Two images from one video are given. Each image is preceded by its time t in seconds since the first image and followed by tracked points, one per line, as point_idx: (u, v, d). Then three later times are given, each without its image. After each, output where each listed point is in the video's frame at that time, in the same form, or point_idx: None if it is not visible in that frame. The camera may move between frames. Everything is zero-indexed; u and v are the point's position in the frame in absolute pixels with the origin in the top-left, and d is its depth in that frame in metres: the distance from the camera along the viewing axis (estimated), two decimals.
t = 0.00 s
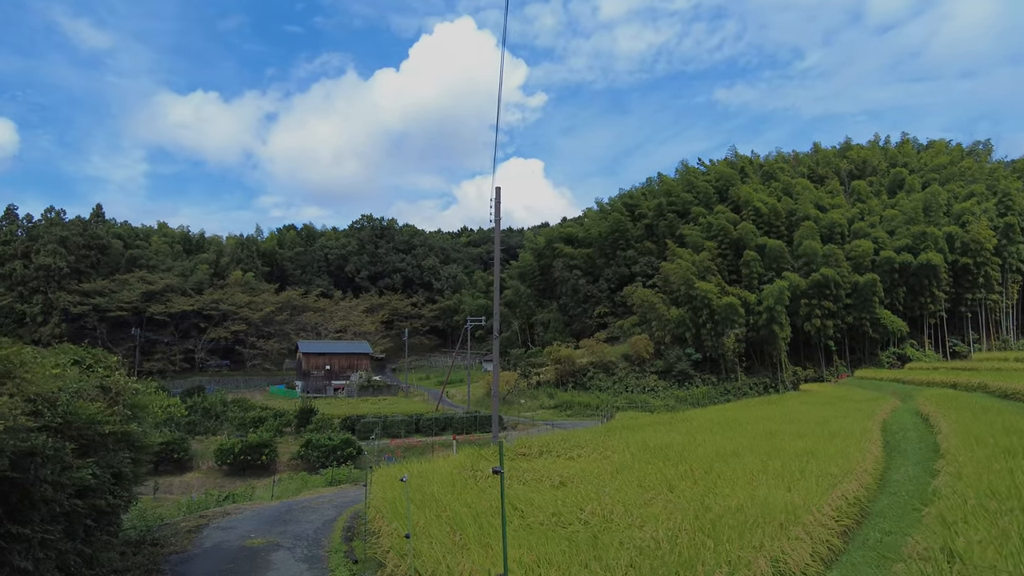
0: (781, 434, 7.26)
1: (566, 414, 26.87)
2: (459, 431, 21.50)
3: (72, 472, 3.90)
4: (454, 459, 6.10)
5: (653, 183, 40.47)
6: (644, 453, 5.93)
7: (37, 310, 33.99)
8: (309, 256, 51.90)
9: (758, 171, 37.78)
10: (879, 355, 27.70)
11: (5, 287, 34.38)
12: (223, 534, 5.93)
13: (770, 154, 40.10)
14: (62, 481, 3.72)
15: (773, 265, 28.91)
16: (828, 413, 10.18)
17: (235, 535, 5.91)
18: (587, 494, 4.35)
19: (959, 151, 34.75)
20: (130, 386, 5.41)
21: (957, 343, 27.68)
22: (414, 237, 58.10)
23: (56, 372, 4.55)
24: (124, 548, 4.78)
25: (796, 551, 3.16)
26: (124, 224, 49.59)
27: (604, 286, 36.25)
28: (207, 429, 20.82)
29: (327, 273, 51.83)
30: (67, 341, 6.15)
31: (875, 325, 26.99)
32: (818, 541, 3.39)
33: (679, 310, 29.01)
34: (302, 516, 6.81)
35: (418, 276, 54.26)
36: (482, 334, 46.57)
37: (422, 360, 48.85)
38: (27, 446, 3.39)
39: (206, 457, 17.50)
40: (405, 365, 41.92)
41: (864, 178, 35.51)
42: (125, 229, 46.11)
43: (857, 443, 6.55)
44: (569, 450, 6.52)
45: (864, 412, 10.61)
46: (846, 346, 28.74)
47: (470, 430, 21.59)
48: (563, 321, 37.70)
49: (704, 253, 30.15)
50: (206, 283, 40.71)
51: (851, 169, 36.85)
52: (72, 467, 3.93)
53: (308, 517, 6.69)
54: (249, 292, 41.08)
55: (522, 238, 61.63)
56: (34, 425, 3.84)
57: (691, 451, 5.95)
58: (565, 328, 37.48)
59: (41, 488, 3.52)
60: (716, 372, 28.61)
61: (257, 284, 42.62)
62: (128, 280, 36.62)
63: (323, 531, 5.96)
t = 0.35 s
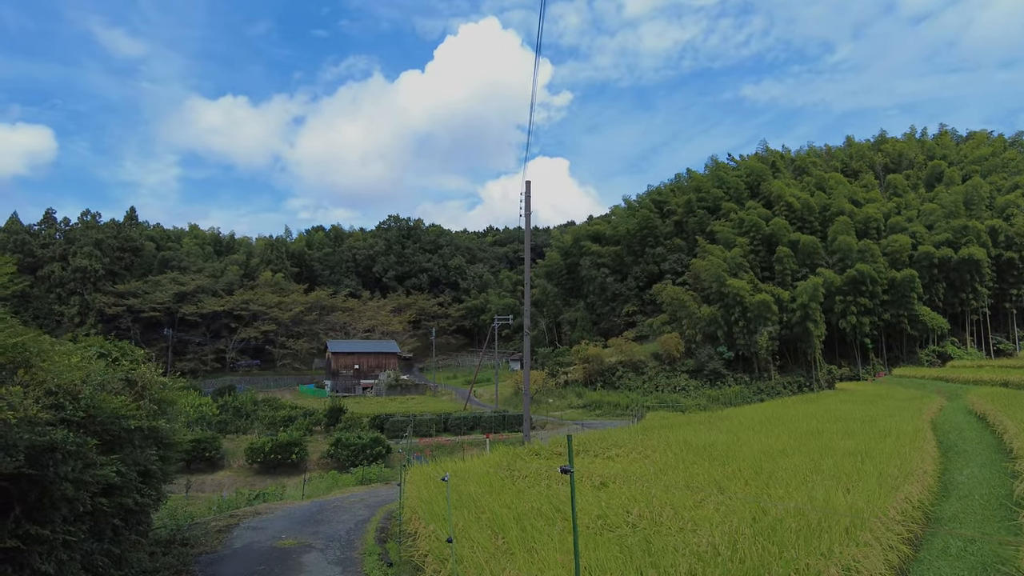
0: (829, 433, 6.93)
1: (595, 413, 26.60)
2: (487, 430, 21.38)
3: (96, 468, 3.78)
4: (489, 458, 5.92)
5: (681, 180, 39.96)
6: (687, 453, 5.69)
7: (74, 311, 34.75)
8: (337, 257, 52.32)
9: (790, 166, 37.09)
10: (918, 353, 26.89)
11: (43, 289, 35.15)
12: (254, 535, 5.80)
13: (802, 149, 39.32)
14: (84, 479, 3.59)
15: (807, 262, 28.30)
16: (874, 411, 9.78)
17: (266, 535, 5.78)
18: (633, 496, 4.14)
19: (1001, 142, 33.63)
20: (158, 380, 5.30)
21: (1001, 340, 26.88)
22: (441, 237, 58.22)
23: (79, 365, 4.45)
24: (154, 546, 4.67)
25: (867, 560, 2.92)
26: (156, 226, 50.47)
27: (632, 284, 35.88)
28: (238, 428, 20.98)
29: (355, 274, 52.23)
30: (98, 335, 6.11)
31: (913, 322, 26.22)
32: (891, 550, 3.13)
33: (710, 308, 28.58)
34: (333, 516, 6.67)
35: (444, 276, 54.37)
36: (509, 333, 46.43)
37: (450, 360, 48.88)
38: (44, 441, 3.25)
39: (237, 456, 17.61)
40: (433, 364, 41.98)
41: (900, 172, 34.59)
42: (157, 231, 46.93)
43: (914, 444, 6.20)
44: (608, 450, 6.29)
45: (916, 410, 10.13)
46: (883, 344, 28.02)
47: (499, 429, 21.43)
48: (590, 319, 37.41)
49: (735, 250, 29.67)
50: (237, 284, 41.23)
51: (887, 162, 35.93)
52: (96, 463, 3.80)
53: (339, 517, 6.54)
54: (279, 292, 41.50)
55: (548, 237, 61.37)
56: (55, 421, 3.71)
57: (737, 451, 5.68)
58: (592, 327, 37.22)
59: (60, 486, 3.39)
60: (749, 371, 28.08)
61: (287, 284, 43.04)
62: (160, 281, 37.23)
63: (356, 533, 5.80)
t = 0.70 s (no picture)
0: (878, 434, 6.61)
1: (624, 414, 26.28)
2: (515, 430, 21.20)
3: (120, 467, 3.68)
4: (525, 459, 5.75)
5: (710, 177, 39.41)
6: (732, 454, 5.46)
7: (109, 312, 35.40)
8: (365, 257, 52.64)
9: (823, 161, 36.32)
10: (959, 351, 26.04)
11: (80, 291, 35.88)
12: (285, 537, 5.68)
13: (834, 144, 38.49)
14: (106, 479, 3.48)
15: (841, 258, 27.64)
16: (921, 411, 9.38)
17: (297, 536, 5.66)
18: (680, 499, 3.94)
19: None
20: (186, 376, 5.21)
21: None
22: (467, 237, 58.25)
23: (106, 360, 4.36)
24: (183, 548, 4.59)
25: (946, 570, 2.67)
26: (188, 229, 51.30)
27: (661, 283, 35.44)
28: (268, 427, 21.10)
29: (382, 274, 52.51)
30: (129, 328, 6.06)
31: (953, 320, 25.34)
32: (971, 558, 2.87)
33: (742, 306, 28.09)
34: (365, 517, 6.52)
35: (471, 276, 54.38)
36: (536, 332, 46.22)
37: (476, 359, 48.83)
38: (63, 439, 3.16)
39: (267, 455, 17.68)
40: (460, 364, 41.93)
41: (938, 166, 33.62)
42: (189, 233, 47.68)
43: (973, 445, 5.87)
44: (648, 451, 6.08)
45: (967, 410, 9.71)
46: (921, 343, 27.19)
47: (527, 429, 21.22)
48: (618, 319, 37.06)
49: (767, 247, 29.11)
50: (267, 284, 41.69)
51: (924, 155, 34.95)
52: (119, 463, 3.71)
53: (372, 519, 6.39)
54: (308, 292, 41.87)
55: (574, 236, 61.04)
56: (75, 417, 3.62)
57: (786, 453, 5.43)
58: (620, 326, 36.88)
59: (80, 487, 3.27)
60: (782, 370, 27.50)
61: (315, 284, 43.42)
62: (191, 282, 37.76)
63: (389, 535, 5.65)
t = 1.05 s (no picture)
0: (918, 435, 6.32)
1: (644, 415, 25.97)
2: (533, 430, 20.99)
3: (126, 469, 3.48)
4: (550, 461, 5.57)
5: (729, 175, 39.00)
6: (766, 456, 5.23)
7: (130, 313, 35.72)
8: (382, 258, 52.71)
9: (845, 158, 35.77)
10: (988, 351, 25.36)
11: (101, 292, 36.22)
12: (302, 540, 5.52)
13: (856, 140, 37.87)
14: (106, 483, 3.25)
15: (864, 257, 27.13)
16: (958, 411, 9.04)
17: (315, 541, 5.50)
18: (720, 504, 3.72)
19: None
20: (197, 374, 5.01)
21: None
22: (484, 237, 58.20)
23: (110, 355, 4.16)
24: (196, 552, 4.42)
25: None
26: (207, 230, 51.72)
27: (680, 282, 35.09)
28: (286, 427, 21.09)
29: (399, 275, 52.56)
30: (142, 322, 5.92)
31: (982, 318, 24.72)
32: None
33: (763, 306, 27.67)
34: (384, 521, 6.34)
35: (487, 276, 54.28)
36: (552, 332, 45.98)
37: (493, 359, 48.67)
38: (59, 439, 2.92)
39: (285, 455, 17.64)
40: (477, 364, 41.77)
41: (964, 161, 32.91)
42: (208, 234, 48.06)
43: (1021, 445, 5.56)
44: (677, 453, 5.86)
45: (1006, 410, 9.33)
46: (949, 342, 26.57)
47: (546, 430, 21.00)
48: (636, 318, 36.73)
49: (789, 245, 28.68)
50: (284, 285, 41.85)
51: (950, 151, 34.26)
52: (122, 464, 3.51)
53: (391, 522, 6.22)
54: (325, 293, 41.98)
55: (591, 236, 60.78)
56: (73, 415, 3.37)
57: (824, 454, 5.19)
58: (639, 326, 36.55)
59: (76, 491, 3.03)
60: (804, 370, 27.01)
61: (333, 285, 43.54)
62: (210, 283, 37.98)
63: (409, 540, 5.47)
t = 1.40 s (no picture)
0: (954, 430, 6.03)
1: (657, 413, 25.68)
2: (545, 428, 20.79)
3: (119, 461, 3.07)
4: (568, 458, 5.36)
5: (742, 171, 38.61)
6: (796, 452, 5.00)
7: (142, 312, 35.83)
8: (392, 257, 52.65)
9: (860, 152, 35.29)
10: (1009, 348, 24.86)
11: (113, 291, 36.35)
12: (311, 540, 5.32)
13: (872, 134, 37.34)
14: (89, 477, 2.81)
15: (881, 252, 26.69)
16: (989, 407, 8.73)
17: (324, 540, 5.31)
18: (755, 501, 3.50)
19: None
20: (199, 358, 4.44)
21: None
22: (494, 235, 58.03)
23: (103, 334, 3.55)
24: (199, 552, 4.22)
25: None
26: (218, 229, 51.88)
27: (692, 279, 34.75)
28: (297, 425, 21.00)
29: (410, 273, 52.48)
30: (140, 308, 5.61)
31: (1003, 314, 24.25)
32: None
33: (778, 302, 27.29)
34: (397, 520, 6.14)
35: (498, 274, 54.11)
36: (564, 330, 45.75)
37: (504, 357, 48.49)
38: (34, 426, 2.44)
39: (296, 453, 17.52)
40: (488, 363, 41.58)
41: (982, 155, 32.34)
42: (219, 234, 48.19)
43: None
44: (701, 449, 5.63)
45: None
46: (968, 339, 26.11)
47: (558, 428, 20.78)
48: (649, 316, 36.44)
49: (804, 241, 28.30)
50: (295, 284, 41.83)
51: (968, 144, 33.71)
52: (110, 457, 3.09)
53: (405, 521, 6.01)
54: (336, 292, 41.94)
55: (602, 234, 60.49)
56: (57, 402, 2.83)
57: (857, 450, 4.93)
58: (651, 324, 36.24)
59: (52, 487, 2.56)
60: (820, 368, 26.61)
61: (344, 283, 43.53)
62: (221, 282, 38.02)
63: (424, 540, 5.26)
